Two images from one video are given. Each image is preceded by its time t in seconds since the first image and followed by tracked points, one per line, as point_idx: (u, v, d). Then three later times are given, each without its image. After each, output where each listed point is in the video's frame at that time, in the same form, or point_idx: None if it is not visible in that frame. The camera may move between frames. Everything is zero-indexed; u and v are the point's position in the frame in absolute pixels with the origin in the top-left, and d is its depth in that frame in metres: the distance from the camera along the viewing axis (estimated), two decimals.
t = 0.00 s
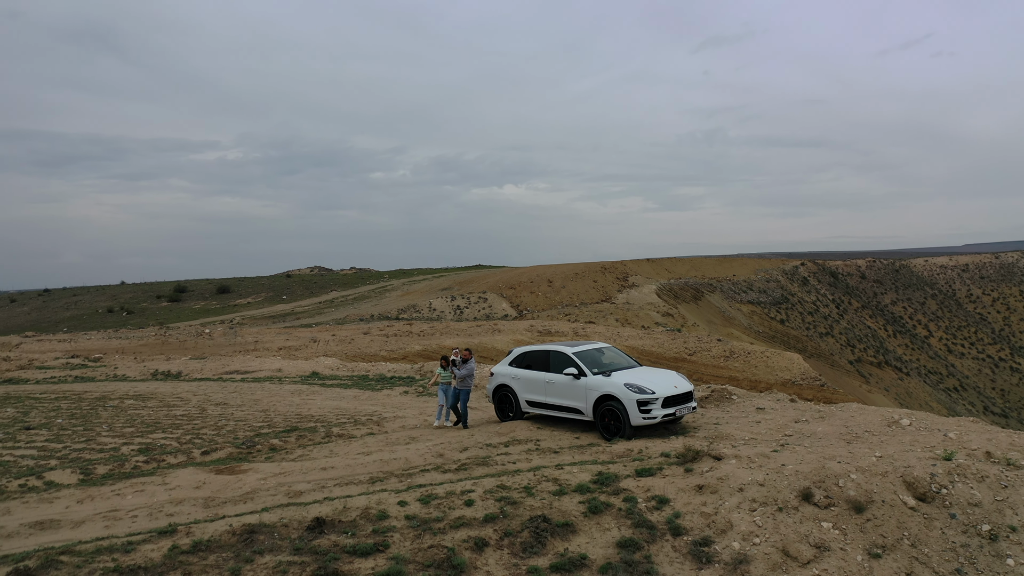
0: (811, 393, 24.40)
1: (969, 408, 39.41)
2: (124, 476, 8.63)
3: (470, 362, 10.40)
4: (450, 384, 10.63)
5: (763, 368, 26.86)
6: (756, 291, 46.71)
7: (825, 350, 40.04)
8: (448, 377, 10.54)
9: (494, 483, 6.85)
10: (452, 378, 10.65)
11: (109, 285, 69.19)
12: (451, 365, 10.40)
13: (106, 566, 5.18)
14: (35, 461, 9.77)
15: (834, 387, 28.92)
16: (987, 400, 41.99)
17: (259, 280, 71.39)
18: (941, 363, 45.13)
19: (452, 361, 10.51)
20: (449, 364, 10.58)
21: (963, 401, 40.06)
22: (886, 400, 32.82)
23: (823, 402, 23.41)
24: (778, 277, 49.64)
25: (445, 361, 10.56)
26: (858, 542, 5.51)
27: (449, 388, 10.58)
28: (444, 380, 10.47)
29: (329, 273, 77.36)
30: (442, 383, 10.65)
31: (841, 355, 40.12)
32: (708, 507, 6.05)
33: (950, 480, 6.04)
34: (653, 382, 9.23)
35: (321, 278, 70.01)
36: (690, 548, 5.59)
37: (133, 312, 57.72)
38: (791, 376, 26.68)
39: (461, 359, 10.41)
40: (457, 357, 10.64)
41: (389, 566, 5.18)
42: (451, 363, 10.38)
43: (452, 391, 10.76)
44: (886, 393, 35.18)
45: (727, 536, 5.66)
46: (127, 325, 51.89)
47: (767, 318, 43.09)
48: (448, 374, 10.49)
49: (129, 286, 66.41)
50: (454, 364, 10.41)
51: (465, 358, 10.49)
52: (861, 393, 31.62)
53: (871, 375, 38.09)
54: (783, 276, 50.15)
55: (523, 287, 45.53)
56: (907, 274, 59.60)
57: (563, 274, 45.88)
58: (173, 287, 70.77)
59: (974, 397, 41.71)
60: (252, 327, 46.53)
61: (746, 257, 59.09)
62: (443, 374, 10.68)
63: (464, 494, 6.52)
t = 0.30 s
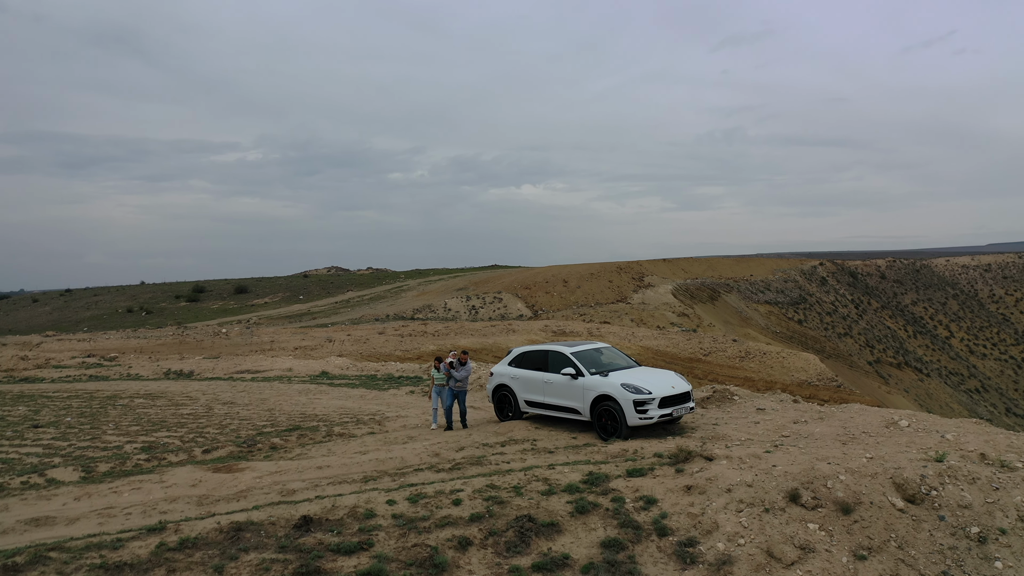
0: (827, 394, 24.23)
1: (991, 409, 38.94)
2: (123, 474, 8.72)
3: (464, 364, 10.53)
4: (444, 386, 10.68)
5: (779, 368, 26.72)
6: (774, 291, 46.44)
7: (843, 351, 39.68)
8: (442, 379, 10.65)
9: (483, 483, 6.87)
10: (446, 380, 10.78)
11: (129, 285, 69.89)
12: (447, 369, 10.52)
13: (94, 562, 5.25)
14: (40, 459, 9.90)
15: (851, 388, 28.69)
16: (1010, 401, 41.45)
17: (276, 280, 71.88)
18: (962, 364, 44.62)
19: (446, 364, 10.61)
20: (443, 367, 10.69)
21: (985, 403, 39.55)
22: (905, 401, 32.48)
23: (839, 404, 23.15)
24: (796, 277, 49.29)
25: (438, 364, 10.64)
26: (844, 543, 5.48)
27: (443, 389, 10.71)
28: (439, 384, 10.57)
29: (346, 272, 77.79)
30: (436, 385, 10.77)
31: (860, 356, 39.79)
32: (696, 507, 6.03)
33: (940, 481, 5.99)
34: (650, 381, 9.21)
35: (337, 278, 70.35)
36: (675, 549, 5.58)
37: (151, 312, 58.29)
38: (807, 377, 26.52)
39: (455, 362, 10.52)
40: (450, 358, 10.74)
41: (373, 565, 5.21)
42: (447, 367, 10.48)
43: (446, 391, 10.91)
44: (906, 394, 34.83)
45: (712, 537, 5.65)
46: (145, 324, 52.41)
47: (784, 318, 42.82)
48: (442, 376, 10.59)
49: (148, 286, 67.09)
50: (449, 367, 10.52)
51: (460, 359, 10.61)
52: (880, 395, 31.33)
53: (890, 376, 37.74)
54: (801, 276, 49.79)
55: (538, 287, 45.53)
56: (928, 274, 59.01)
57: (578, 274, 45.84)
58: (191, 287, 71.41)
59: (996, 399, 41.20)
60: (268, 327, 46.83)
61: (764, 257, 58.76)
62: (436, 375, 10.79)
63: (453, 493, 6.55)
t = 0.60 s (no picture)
0: (844, 395, 24.02)
1: (1013, 411, 38.45)
2: (123, 471, 8.81)
3: (463, 365, 10.60)
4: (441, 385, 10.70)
5: (796, 368, 26.50)
6: (792, 291, 46.13)
7: (862, 351, 39.34)
8: (439, 380, 10.68)
9: (473, 482, 6.89)
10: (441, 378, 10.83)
11: (148, 285, 70.62)
12: (446, 372, 10.52)
13: (82, 558, 5.32)
14: (44, 457, 10.03)
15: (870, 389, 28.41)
16: None
17: (293, 280, 72.32)
18: (984, 365, 44.10)
19: (443, 365, 10.60)
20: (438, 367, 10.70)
21: (1007, 404, 39.06)
22: (926, 403, 32.13)
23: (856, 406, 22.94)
24: (814, 277, 48.94)
25: (436, 364, 10.64)
26: (829, 544, 5.44)
27: (439, 388, 10.76)
28: (436, 383, 10.61)
29: (363, 272, 78.11)
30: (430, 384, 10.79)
31: (879, 356, 39.44)
32: (683, 507, 6.02)
33: (930, 483, 5.93)
34: (647, 381, 9.19)
35: (353, 278, 70.68)
36: (660, 549, 5.57)
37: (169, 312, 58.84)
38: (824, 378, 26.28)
39: (454, 364, 10.56)
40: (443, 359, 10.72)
41: (355, 562, 5.24)
42: (446, 369, 10.48)
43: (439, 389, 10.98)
44: (926, 395, 34.47)
45: (697, 537, 5.63)
46: (162, 324, 52.91)
47: (802, 318, 42.52)
48: (440, 376, 10.60)
49: (166, 285, 67.77)
50: (446, 370, 10.52)
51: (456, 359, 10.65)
52: (899, 396, 31.01)
53: (910, 377, 37.37)
54: (819, 276, 49.43)
55: (553, 286, 45.50)
56: (949, 274, 58.35)
57: (593, 274, 45.77)
58: (209, 287, 72.00)
59: (1019, 400, 40.69)
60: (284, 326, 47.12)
61: (782, 257, 58.37)
62: (430, 375, 10.81)
63: (442, 492, 6.57)
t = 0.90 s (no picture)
0: (860, 396, 23.77)
1: None
2: (123, 469, 8.92)
3: (466, 365, 10.59)
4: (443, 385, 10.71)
5: (812, 369, 26.18)
6: (810, 291, 45.82)
7: (881, 352, 38.98)
8: (442, 380, 10.64)
9: (464, 481, 6.91)
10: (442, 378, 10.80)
11: (167, 285, 71.34)
12: (450, 371, 10.48)
13: (71, 554, 5.39)
14: (49, 454, 10.17)
15: (888, 390, 28.13)
16: None
17: (310, 280, 72.77)
18: (1006, 366, 43.56)
19: (446, 365, 10.56)
20: (441, 366, 10.66)
21: None
22: (947, 405, 31.76)
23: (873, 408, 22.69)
24: (833, 277, 48.58)
25: (438, 364, 10.59)
26: (815, 545, 5.41)
27: (441, 388, 10.72)
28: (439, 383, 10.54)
29: (379, 272, 78.44)
30: (433, 385, 10.74)
31: (899, 357, 39.06)
32: (670, 507, 6.01)
33: (920, 484, 5.89)
34: (644, 381, 9.18)
35: (370, 279, 71.00)
36: (644, 548, 5.56)
37: (187, 311, 59.41)
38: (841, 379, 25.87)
39: (458, 363, 10.52)
40: (445, 359, 10.68)
41: (339, 559, 5.28)
42: (451, 368, 10.44)
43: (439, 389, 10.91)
44: (947, 396, 34.10)
45: (681, 537, 5.62)
46: (179, 324, 53.42)
47: (820, 319, 42.20)
48: (443, 376, 10.55)
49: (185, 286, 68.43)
50: (450, 369, 10.47)
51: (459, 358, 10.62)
52: (919, 397, 30.67)
53: (930, 378, 36.97)
54: (838, 275, 49.05)
55: (568, 287, 45.46)
56: (970, 274, 57.71)
57: (609, 274, 45.69)
58: (227, 287, 72.58)
59: None
60: (299, 326, 47.43)
61: (800, 256, 57.96)
62: (432, 375, 10.77)
63: (431, 490, 6.60)
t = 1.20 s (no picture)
0: (878, 398, 23.49)
1: None
2: (123, 466, 9.02)
3: (471, 364, 10.68)
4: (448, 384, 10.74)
5: (829, 370, 25.69)
6: (829, 291, 45.48)
7: (900, 353, 38.62)
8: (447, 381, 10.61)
9: (453, 480, 6.93)
10: (446, 381, 10.79)
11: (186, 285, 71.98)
12: (455, 369, 10.52)
13: (60, 550, 5.46)
14: (54, 452, 10.31)
15: (907, 391, 27.85)
16: None
17: (327, 280, 73.15)
18: None
19: (451, 365, 10.60)
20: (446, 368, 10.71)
21: None
22: (968, 406, 31.42)
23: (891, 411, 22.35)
24: (852, 277, 48.17)
25: (442, 367, 10.59)
26: (799, 546, 5.38)
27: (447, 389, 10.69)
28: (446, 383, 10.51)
29: (397, 272, 78.77)
30: (436, 387, 10.70)
31: (919, 358, 38.67)
32: (657, 507, 5.99)
33: (909, 485, 5.84)
34: (641, 381, 9.16)
35: (386, 279, 71.28)
36: (628, 548, 5.56)
37: (206, 311, 59.94)
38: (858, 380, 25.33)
39: (463, 362, 10.62)
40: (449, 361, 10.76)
41: (322, 557, 5.31)
42: (456, 366, 10.52)
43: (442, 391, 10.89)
44: (967, 398, 33.70)
45: (666, 537, 5.61)
46: (196, 323, 53.88)
47: (839, 319, 41.88)
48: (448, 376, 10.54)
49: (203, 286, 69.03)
50: (455, 368, 10.53)
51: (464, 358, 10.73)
52: (939, 399, 30.34)
53: (951, 379, 36.55)
54: (857, 276, 48.64)
55: (584, 286, 45.41)
56: (993, 274, 57.04)
57: (625, 274, 45.58)
58: (245, 287, 73.11)
59: None
60: (315, 326, 47.69)
61: (819, 256, 57.52)
62: (436, 378, 10.73)
63: (420, 490, 6.62)
